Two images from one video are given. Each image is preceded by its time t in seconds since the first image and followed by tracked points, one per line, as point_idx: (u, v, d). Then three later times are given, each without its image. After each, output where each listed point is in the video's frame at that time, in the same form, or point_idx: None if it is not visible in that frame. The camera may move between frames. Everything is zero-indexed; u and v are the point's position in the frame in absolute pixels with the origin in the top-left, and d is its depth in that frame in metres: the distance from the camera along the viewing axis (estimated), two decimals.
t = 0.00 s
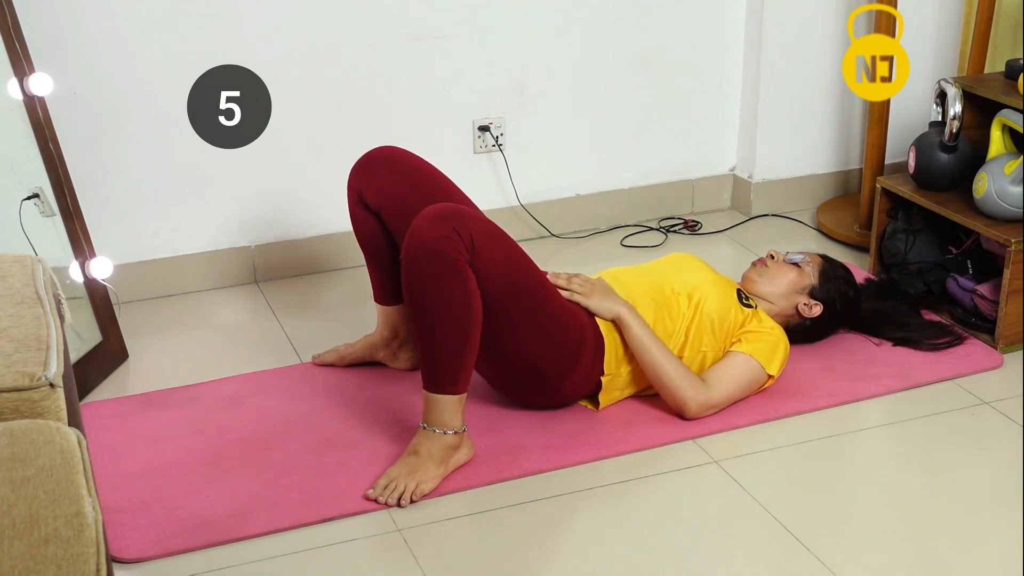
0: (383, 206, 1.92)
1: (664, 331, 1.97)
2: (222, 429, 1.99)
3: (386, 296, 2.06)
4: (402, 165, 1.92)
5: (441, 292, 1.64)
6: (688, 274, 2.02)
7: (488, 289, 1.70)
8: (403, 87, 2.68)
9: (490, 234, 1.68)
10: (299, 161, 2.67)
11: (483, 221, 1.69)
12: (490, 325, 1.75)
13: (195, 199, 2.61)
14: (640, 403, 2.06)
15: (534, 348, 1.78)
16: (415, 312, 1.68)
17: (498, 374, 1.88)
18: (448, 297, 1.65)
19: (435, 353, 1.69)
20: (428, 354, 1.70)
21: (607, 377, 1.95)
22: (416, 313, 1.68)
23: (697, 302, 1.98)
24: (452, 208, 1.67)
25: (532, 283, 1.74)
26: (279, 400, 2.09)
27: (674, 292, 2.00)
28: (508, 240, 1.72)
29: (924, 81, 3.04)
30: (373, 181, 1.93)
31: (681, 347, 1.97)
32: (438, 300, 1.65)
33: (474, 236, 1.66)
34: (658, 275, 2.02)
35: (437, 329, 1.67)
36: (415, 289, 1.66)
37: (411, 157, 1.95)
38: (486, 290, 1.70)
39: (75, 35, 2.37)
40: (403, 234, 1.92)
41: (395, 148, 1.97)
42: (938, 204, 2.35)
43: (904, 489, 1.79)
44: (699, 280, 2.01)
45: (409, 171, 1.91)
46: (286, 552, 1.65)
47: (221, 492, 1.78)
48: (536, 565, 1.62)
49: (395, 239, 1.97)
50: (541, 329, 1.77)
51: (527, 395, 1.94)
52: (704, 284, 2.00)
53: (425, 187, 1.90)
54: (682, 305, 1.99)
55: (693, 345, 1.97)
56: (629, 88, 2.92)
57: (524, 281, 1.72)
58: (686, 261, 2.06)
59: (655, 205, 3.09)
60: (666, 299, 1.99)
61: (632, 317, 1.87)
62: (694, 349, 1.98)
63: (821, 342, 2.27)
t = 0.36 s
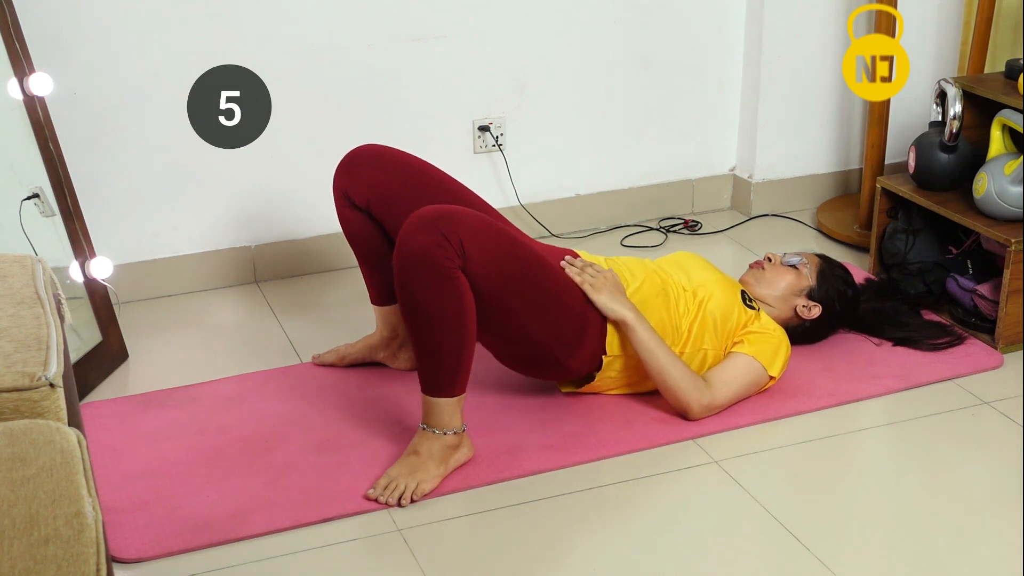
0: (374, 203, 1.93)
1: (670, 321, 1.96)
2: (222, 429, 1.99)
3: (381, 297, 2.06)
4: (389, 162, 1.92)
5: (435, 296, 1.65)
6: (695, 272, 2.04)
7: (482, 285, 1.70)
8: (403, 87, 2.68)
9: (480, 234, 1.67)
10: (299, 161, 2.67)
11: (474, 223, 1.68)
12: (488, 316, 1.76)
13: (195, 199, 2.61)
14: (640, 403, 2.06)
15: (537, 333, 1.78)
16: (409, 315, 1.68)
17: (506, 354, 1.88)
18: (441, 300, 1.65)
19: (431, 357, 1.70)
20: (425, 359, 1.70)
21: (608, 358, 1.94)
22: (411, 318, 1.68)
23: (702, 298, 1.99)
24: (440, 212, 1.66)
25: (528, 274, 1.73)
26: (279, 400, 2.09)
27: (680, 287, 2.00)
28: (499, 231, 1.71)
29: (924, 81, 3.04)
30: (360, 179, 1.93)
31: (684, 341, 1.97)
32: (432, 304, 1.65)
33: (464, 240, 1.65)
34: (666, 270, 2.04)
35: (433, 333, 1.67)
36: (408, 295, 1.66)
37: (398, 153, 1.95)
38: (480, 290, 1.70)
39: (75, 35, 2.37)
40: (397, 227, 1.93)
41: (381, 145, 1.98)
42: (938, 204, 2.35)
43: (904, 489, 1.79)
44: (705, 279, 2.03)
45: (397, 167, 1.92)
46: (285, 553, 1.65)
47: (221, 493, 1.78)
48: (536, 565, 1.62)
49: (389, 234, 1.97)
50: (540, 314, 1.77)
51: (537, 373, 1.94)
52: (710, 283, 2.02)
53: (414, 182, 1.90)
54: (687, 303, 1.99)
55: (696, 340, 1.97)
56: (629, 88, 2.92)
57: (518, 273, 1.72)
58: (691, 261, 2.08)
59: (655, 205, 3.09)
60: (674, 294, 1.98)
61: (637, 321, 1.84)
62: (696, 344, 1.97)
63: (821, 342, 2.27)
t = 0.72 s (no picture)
0: (375, 204, 1.92)
1: (667, 325, 1.96)
2: (222, 429, 1.99)
3: (382, 297, 2.06)
4: (391, 164, 1.92)
5: (437, 294, 1.65)
6: (693, 274, 2.00)
7: (483, 285, 1.69)
8: (403, 87, 2.68)
9: (482, 234, 1.67)
10: (299, 161, 2.66)
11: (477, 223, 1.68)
12: (487, 318, 1.75)
13: (195, 199, 2.61)
14: (640, 403, 2.06)
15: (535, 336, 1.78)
16: (411, 315, 1.68)
17: (504, 362, 1.88)
18: (444, 299, 1.65)
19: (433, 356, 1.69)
20: (428, 358, 1.70)
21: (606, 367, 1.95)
22: (413, 317, 1.68)
23: (701, 301, 1.98)
24: (443, 211, 1.66)
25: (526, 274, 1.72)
26: (279, 400, 2.09)
27: (678, 289, 1.98)
28: (500, 232, 1.70)
29: (924, 81, 3.04)
30: (362, 180, 1.93)
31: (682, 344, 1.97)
32: (434, 303, 1.65)
33: (467, 239, 1.65)
34: (662, 272, 2.01)
35: (435, 331, 1.67)
36: (411, 294, 1.66)
37: (400, 155, 1.95)
38: (483, 290, 1.70)
39: (75, 35, 2.37)
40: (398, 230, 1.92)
41: (383, 147, 1.98)
42: (938, 204, 2.35)
43: (904, 488, 1.79)
44: (705, 280, 2.00)
45: (400, 169, 1.92)
46: (286, 553, 1.65)
47: (221, 493, 1.78)
48: (536, 565, 1.62)
49: (390, 237, 1.97)
50: (542, 315, 1.76)
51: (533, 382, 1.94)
52: (709, 284, 1.99)
53: (416, 184, 1.90)
54: (687, 304, 1.97)
55: (695, 342, 1.97)
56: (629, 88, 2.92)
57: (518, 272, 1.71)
58: (690, 261, 2.03)
59: (655, 205, 3.09)
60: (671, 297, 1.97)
61: (632, 330, 1.84)
62: (696, 346, 1.97)
63: (821, 342, 2.27)
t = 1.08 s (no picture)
0: (377, 207, 1.93)
1: (660, 331, 1.97)
2: (222, 429, 1.99)
3: (384, 299, 2.06)
4: (395, 167, 1.93)
5: (441, 291, 1.65)
6: (685, 276, 1.99)
7: (484, 286, 1.70)
8: (403, 87, 2.68)
9: (485, 233, 1.69)
10: (299, 161, 2.67)
11: (481, 223, 1.70)
12: (484, 322, 1.75)
13: (195, 199, 2.61)
14: (640, 403, 2.06)
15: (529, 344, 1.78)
16: (413, 314, 1.68)
17: (497, 373, 1.88)
18: (447, 297, 1.65)
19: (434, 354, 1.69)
20: (430, 356, 1.70)
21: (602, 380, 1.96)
22: (416, 314, 1.68)
23: (694, 303, 1.97)
24: (449, 209, 1.67)
25: (524, 277, 1.74)
26: (279, 400, 2.09)
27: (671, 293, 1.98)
28: (501, 233, 1.72)
29: (924, 81, 3.04)
30: (366, 183, 1.93)
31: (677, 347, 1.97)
32: (438, 300, 1.65)
33: (472, 237, 1.67)
34: (653, 276, 2.01)
35: (437, 330, 1.67)
36: (415, 291, 1.66)
37: (403, 159, 1.95)
38: (485, 292, 1.71)
39: (75, 35, 2.37)
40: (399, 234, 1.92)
41: (386, 151, 1.98)
42: (938, 204, 2.35)
43: (904, 489, 1.79)
44: (699, 281, 1.98)
45: (403, 172, 1.92)
46: (286, 553, 1.65)
47: (222, 493, 1.78)
48: (536, 565, 1.62)
49: (390, 243, 1.97)
50: (541, 320, 1.77)
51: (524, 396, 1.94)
52: (703, 285, 1.98)
53: (419, 189, 1.90)
54: (678, 308, 1.97)
55: (691, 345, 1.97)
56: (629, 88, 2.92)
57: (518, 274, 1.72)
58: (684, 261, 2.02)
59: (655, 205, 3.09)
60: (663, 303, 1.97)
61: (619, 343, 1.84)
62: (691, 348, 1.97)
63: (821, 342, 2.27)
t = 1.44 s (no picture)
0: (395, 201, 1.93)
1: (660, 332, 1.97)
2: (222, 429, 1.99)
3: (392, 293, 2.07)
4: (416, 163, 1.93)
5: (461, 293, 1.65)
6: (686, 276, 2.00)
7: (502, 290, 1.70)
8: (403, 87, 2.68)
9: (509, 238, 1.70)
10: (299, 161, 2.66)
11: (504, 229, 1.70)
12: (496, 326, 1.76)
13: (194, 199, 2.61)
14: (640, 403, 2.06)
15: (538, 350, 1.78)
16: (429, 314, 1.68)
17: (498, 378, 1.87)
18: (466, 298, 1.65)
19: (446, 355, 1.69)
20: (442, 356, 1.69)
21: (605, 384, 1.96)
22: (433, 313, 1.68)
23: (695, 302, 1.97)
24: (474, 212, 1.68)
25: (540, 284, 1.74)
26: (279, 400, 2.09)
27: (672, 294, 1.98)
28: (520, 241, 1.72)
29: (924, 80, 3.04)
30: (387, 177, 1.93)
31: (678, 348, 1.96)
32: (457, 300, 1.65)
33: (496, 242, 1.67)
34: (653, 277, 2.01)
35: (453, 331, 1.67)
36: (434, 290, 1.66)
37: (424, 155, 1.96)
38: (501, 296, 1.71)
39: (75, 35, 2.37)
40: (411, 231, 1.92)
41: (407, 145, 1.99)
42: (939, 204, 2.35)
43: (904, 489, 1.79)
44: (699, 279, 1.99)
45: (423, 169, 1.92)
46: (286, 552, 1.65)
47: (222, 493, 1.78)
48: (536, 565, 1.61)
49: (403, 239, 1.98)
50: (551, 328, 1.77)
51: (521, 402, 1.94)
52: (703, 284, 1.98)
53: (438, 186, 1.90)
54: (680, 307, 1.97)
55: (692, 345, 1.96)
56: (629, 87, 2.92)
57: (535, 282, 1.73)
58: (685, 261, 2.03)
59: (655, 205, 3.09)
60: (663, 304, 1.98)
61: (610, 363, 1.84)
62: (692, 349, 1.96)
63: (822, 342, 2.27)
